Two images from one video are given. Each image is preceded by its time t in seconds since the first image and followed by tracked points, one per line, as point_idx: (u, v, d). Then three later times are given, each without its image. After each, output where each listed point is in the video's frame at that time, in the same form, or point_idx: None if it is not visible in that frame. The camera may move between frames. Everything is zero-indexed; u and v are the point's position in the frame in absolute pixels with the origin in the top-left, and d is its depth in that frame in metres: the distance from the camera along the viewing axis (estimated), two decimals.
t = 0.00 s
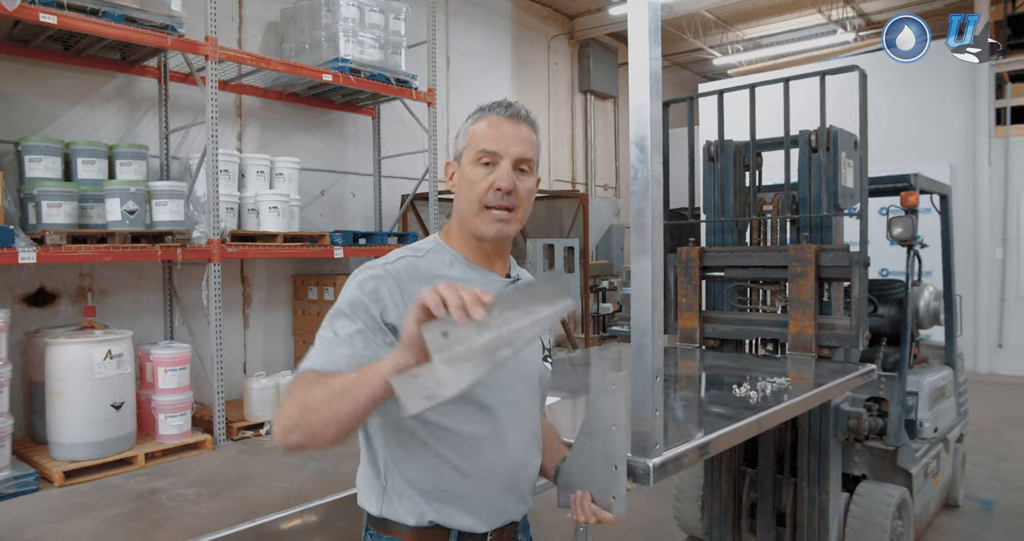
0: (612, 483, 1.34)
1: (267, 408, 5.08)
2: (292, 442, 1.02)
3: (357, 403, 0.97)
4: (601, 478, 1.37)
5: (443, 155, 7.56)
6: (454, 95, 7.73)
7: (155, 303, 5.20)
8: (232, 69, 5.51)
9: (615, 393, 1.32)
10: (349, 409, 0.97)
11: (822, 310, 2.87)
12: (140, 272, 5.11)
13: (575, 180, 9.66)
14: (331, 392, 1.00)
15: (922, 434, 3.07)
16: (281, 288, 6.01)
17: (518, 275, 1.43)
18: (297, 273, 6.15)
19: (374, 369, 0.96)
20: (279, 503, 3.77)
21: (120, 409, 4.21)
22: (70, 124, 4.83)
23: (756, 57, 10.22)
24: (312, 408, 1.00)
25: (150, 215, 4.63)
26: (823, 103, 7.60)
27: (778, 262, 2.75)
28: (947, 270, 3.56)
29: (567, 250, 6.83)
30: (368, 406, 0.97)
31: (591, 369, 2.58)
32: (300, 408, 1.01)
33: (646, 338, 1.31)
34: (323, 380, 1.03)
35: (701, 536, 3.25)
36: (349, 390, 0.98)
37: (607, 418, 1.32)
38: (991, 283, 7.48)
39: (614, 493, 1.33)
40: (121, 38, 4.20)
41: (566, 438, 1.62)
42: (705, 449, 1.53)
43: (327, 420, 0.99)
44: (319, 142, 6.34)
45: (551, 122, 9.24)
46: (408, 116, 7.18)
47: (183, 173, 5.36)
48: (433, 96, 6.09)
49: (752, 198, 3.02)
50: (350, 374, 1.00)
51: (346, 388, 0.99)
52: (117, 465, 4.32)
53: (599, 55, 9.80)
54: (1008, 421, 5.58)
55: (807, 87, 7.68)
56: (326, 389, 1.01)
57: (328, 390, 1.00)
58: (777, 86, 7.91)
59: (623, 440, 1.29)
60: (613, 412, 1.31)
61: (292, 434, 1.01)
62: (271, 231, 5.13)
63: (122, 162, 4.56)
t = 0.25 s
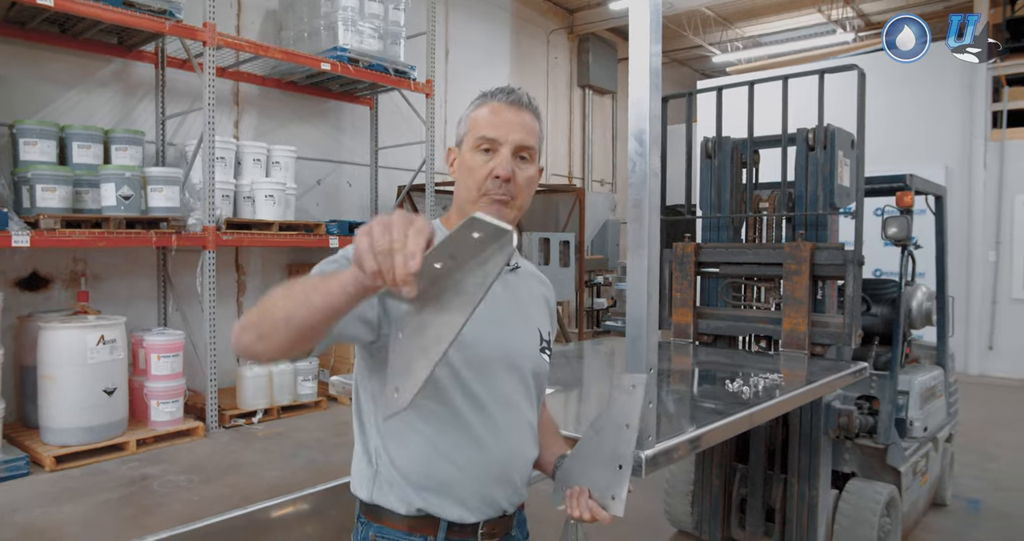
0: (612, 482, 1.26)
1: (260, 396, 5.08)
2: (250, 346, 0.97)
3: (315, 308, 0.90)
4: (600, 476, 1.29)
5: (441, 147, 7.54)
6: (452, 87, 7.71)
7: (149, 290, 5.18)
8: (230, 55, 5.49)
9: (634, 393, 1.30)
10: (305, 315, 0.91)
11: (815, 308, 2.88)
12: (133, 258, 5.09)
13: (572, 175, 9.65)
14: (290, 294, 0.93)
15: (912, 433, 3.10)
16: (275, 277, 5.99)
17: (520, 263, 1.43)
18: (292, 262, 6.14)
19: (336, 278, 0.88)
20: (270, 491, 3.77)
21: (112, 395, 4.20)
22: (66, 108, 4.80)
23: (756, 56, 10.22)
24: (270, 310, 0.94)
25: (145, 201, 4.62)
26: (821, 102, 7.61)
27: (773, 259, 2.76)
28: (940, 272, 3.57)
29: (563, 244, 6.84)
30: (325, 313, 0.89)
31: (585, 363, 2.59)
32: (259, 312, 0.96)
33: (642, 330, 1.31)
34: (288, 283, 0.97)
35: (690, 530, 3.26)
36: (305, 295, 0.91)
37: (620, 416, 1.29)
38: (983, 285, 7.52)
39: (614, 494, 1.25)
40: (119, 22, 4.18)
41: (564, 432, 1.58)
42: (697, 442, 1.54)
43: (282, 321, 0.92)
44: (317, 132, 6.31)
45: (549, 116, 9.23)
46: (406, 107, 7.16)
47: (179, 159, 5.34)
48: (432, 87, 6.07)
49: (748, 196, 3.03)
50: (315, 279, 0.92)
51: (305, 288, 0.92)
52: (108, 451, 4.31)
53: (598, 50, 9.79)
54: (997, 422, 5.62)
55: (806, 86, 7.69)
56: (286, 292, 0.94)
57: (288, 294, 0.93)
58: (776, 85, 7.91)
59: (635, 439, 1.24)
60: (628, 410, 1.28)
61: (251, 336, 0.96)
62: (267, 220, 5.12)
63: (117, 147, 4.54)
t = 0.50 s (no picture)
0: (607, 477, 1.25)
1: (256, 384, 5.08)
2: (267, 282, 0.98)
3: (325, 250, 0.89)
4: (596, 472, 1.27)
5: (439, 138, 7.52)
6: (452, 78, 7.68)
7: (146, 276, 5.17)
8: (230, 42, 5.46)
9: (639, 391, 1.32)
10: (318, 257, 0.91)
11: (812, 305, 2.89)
12: (131, 245, 5.08)
13: (571, 168, 9.64)
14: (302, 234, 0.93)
15: (905, 431, 3.12)
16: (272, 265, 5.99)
17: (522, 252, 1.43)
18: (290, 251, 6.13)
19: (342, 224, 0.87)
20: (265, 479, 3.78)
21: (108, 381, 4.20)
22: (64, 92, 4.77)
23: (757, 51, 10.20)
24: (287, 251, 0.94)
25: (143, 187, 4.60)
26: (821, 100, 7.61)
27: (771, 255, 2.76)
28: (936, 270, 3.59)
29: (560, 237, 6.84)
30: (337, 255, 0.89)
31: (581, 355, 2.59)
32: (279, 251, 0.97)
33: (640, 322, 1.32)
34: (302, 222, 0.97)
35: (683, 524, 3.28)
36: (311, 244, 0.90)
37: (623, 413, 1.30)
38: (979, 285, 7.55)
39: (605, 490, 1.23)
40: (118, 6, 4.15)
41: (565, 426, 1.58)
42: (692, 435, 1.55)
43: (298, 259, 0.93)
44: (316, 120, 6.29)
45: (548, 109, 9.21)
46: (406, 97, 7.14)
47: (177, 145, 5.32)
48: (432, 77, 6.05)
49: (747, 191, 3.04)
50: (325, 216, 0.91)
51: (316, 229, 0.91)
52: (104, 437, 4.31)
53: (599, 43, 9.76)
54: (989, 422, 5.66)
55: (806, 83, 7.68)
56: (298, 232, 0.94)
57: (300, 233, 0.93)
58: (776, 82, 7.91)
59: (636, 436, 1.26)
60: (631, 408, 1.30)
61: (270, 273, 0.97)
62: (265, 208, 5.11)
63: (116, 132, 4.52)
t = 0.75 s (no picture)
0: (608, 475, 1.24)
1: (259, 378, 5.10)
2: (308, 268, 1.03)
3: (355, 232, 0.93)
4: (598, 471, 1.26)
5: (445, 135, 7.52)
6: (458, 76, 7.68)
7: (151, 269, 5.19)
8: (238, 36, 5.47)
9: (644, 391, 1.32)
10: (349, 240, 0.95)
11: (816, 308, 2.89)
12: (136, 237, 5.10)
13: (576, 168, 9.62)
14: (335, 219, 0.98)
15: (907, 436, 3.11)
16: (276, 260, 6.00)
17: (531, 250, 1.44)
18: (294, 246, 6.14)
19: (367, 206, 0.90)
20: (267, 472, 3.79)
21: (111, 372, 4.21)
22: (72, 84, 4.79)
23: (764, 54, 10.18)
24: (322, 236, 0.99)
25: (149, 179, 4.62)
26: (827, 104, 7.60)
27: (776, 257, 2.76)
28: (941, 276, 3.58)
29: (564, 236, 6.84)
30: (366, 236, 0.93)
31: (583, 354, 2.59)
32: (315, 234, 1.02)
33: (645, 321, 1.32)
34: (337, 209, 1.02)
35: (683, 524, 3.28)
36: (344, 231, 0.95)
37: (627, 412, 1.32)
38: (983, 291, 7.53)
39: (607, 488, 1.22)
40: None
41: (570, 425, 1.58)
42: (693, 436, 1.55)
43: (331, 243, 0.97)
44: (322, 116, 6.30)
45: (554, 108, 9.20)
46: (412, 94, 7.14)
47: (183, 139, 5.33)
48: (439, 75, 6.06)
49: (753, 194, 3.04)
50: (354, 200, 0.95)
51: (348, 213, 0.95)
52: (106, 428, 4.33)
53: (606, 43, 9.75)
54: (990, 429, 5.64)
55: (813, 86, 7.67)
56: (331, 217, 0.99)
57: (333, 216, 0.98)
58: (782, 85, 7.90)
59: (639, 435, 1.27)
60: (634, 408, 1.31)
61: (309, 259, 1.02)
62: (270, 202, 5.12)
63: (123, 124, 4.53)
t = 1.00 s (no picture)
0: (613, 476, 1.25)
1: (262, 378, 5.10)
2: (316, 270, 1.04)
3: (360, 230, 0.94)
4: (602, 471, 1.27)
5: (448, 137, 7.53)
6: (462, 77, 7.69)
7: (154, 269, 5.20)
8: (242, 37, 5.48)
9: (648, 391, 1.32)
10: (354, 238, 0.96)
11: (819, 310, 2.89)
12: (140, 237, 5.11)
13: (579, 169, 9.62)
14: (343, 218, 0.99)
15: (910, 438, 3.11)
16: (279, 260, 6.01)
17: (535, 251, 1.44)
18: (297, 247, 6.15)
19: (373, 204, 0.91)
20: (270, 473, 3.80)
21: (115, 372, 4.22)
22: (77, 85, 4.80)
23: (768, 55, 10.17)
24: (330, 236, 1.00)
25: (153, 180, 4.63)
26: (831, 106, 7.60)
27: (779, 259, 2.76)
28: (944, 278, 3.57)
29: (567, 238, 6.84)
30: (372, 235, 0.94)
31: (586, 356, 2.59)
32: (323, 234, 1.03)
33: (648, 323, 1.32)
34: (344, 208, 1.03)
35: (685, 526, 3.27)
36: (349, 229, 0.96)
37: (631, 413, 1.33)
38: (987, 293, 7.51)
39: (612, 488, 1.23)
40: None
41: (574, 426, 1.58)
42: (696, 438, 1.55)
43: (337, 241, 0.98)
44: (326, 117, 6.31)
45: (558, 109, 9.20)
46: (416, 95, 7.15)
47: (188, 140, 5.34)
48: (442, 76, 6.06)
49: (756, 195, 3.04)
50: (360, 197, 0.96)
51: (354, 213, 0.96)
52: (110, 428, 4.34)
53: (609, 44, 9.75)
54: (994, 431, 5.63)
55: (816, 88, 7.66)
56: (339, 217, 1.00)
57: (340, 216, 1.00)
58: (786, 87, 7.90)
59: (643, 435, 1.28)
60: (637, 409, 1.32)
61: (317, 259, 1.03)
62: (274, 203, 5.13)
63: (127, 125, 4.55)
